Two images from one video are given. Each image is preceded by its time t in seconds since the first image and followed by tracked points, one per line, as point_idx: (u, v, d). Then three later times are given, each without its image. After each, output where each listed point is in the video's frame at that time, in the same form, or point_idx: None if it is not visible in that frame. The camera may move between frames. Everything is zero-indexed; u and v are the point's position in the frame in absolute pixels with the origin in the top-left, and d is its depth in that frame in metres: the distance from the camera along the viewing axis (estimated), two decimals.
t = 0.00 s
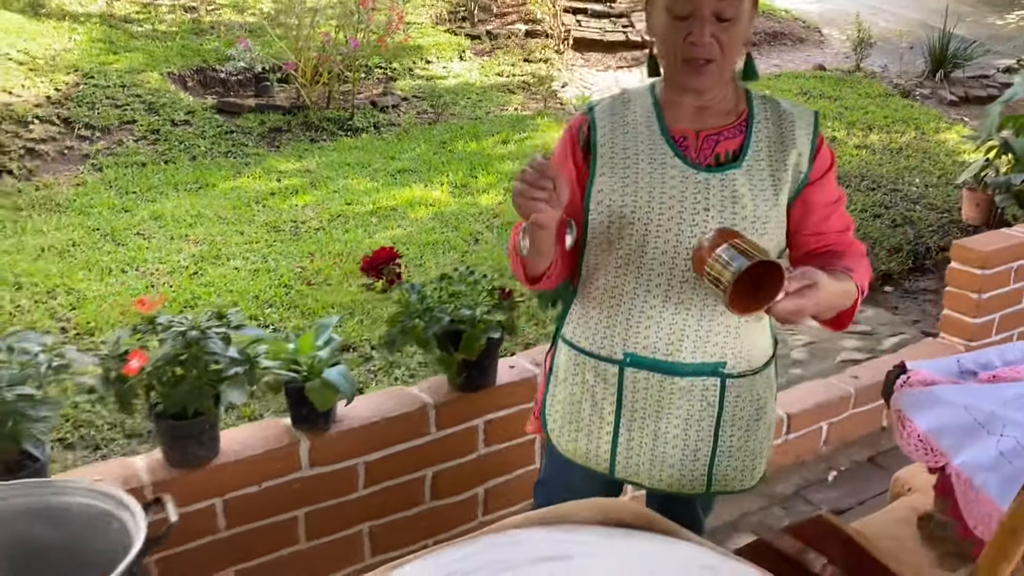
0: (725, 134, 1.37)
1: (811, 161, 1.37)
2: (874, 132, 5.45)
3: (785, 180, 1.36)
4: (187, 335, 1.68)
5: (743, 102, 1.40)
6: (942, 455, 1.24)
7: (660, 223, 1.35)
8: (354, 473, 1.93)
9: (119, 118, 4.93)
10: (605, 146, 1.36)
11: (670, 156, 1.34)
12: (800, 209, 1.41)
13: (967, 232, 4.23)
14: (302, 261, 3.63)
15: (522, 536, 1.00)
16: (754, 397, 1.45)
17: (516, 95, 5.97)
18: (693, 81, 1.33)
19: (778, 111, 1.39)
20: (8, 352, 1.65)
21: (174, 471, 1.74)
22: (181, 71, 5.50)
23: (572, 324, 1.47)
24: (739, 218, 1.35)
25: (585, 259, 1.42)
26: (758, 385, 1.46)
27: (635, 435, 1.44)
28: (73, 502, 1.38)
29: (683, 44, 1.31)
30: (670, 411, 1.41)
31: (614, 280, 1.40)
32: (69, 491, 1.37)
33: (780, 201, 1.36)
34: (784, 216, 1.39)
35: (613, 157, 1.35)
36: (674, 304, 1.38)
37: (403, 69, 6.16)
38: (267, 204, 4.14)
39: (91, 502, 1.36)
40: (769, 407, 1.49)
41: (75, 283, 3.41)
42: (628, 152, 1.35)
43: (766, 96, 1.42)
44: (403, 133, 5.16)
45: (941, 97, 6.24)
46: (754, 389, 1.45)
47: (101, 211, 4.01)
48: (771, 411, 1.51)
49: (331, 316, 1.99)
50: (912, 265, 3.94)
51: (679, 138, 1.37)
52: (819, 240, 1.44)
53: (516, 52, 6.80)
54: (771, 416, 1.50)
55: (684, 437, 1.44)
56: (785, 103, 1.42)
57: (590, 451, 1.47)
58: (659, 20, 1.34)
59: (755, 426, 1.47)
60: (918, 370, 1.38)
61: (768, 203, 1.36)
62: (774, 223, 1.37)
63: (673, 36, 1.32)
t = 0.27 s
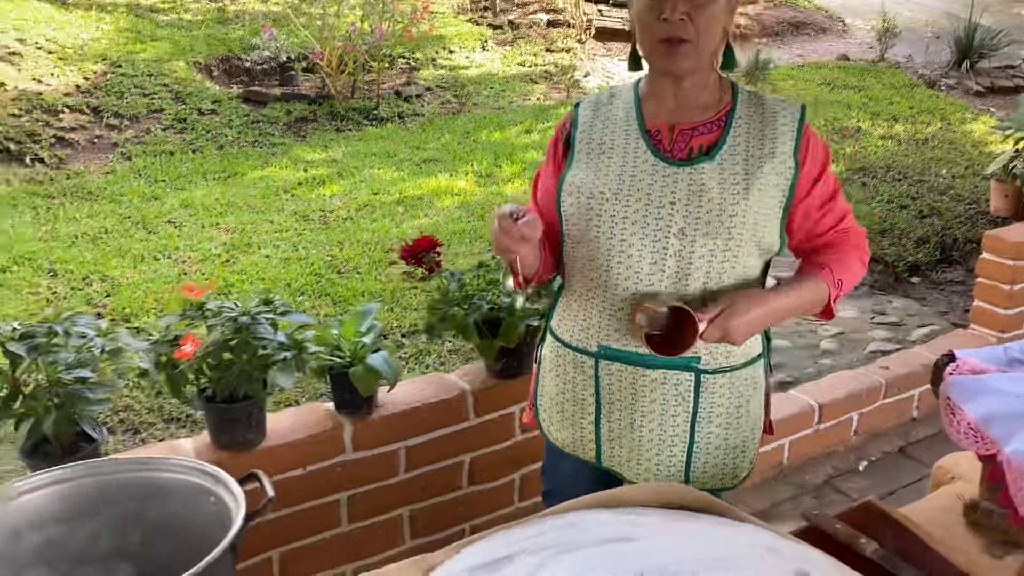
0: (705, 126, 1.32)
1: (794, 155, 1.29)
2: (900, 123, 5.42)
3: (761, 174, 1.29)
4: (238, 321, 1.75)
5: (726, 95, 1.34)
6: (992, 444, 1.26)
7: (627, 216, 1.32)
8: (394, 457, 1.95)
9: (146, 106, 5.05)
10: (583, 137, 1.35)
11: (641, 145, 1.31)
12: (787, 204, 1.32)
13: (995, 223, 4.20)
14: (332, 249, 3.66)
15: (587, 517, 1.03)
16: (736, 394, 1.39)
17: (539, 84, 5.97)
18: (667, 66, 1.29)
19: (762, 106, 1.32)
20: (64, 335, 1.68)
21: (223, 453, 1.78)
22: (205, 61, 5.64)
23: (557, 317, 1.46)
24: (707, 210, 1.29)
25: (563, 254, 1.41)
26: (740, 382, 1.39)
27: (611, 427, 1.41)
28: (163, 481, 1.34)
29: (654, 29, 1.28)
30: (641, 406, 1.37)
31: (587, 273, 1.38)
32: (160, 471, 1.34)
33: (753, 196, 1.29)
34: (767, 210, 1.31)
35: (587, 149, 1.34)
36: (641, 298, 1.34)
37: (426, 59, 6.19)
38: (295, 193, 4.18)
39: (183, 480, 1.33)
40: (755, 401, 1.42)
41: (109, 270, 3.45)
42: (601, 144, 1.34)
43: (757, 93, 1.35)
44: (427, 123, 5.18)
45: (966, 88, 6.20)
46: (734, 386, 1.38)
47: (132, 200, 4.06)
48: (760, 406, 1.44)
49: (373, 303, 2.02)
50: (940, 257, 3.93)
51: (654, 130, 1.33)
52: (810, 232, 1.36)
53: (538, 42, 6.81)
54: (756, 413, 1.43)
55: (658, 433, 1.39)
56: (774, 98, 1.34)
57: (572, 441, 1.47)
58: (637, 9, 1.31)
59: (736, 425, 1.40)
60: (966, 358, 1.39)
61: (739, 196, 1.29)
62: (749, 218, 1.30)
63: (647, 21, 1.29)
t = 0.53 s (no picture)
0: (655, 135, 1.27)
1: (740, 163, 1.23)
2: (930, 131, 5.37)
3: (704, 180, 1.23)
4: (274, 325, 1.76)
5: (676, 106, 1.29)
6: None
7: (569, 228, 1.28)
8: (426, 462, 1.96)
9: (179, 111, 5.11)
10: (536, 152, 1.35)
11: (587, 156, 1.29)
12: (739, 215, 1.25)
13: None
14: (361, 254, 3.68)
15: (632, 526, 1.02)
16: (688, 405, 1.31)
17: (566, 91, 5.98)
18: (613, 72, 1.26)
19: (713, 114, 1.27)
20: (105, 337, 1.73)
21: (257, 456, 1.79)
22: (236, 67, 5.73)
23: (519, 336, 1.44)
24: (647, 221, 1.24)
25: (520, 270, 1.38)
26: (693, 393, 1.31)
27: (562, 440, 1.37)
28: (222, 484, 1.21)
29: (600, 36, 1.26)
30: (586, 415, 1.33)
31: (539, 287, 1.35)
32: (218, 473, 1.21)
33: (695, 205, 1.23)
34: (716, 219, 1.23)
35: (538, 163, 1.34)
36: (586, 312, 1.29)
37: (454, 66, 6.22)
38: (325, 198, 4.22)
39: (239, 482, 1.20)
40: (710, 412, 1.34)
41: (142, 273, 3.50)
42: (549, 157, 1.33)
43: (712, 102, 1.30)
44: (455, 129, 5.20)
45: (998, 96, 6.13)
46: (686, 397, 1.31)
47: (164, 204, 4.11)
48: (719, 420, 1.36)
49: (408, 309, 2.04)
50: (973, 266, 3.88)
51: (601, 142, 1.29)
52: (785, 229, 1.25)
53: (565, 49, 6.83)
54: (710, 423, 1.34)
55: (606, 445, 1.34)
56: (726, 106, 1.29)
57: (531, 456, 1.44)
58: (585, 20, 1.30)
59: (688, 438, 1.33)
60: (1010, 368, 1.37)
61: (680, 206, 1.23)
62: (695, 228, 1.24)
63: (592, 29, 1.27)
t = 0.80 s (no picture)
0: (614, 173, 1.31)
1: (696, 201, 1.25)
2: (954, 162, 5.33)
3: (661, 217, 1.26)
4: (295, 354, 1.76)
5: (637, 142, 1.33)
6: None
7: (530, 266, 1.33)
8: (444, 494, 1.95)
9: (204, 136, 5.18)
10: (502, 189, 1.41)
11: (549, 194, 1.33)
12: (698, 255, 1.26)
13: None
14: (381, 280, 3.70)
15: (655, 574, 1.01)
16: (660, 440, 1.35)
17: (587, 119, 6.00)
18: (573, 108, 1.31)
19: (673, 148, 1.30)
20: (129, 366, 1.77)
21: (274, 486, 1.79)
22: (262, 93, 5.84)
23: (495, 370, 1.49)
24: (604, 256, 1.28)
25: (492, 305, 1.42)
26: (664, 427, 1.35)
27: (537, 477, 1.41)
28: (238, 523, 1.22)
29: (558, 73, 1.30)
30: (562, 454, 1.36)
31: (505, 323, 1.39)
32: (236, 513, 1.22)
33: (651, 243, 1.26)
34: (671, 257, 1.26)
35: (504, 201, 1.39)
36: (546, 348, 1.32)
37: (476, 93, 6.28)
38: (346, 224, 4.25)
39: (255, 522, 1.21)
40: (684, 447, 1.37)
41: (164, 296, 3.53)
42: (514, 196, 1.38)
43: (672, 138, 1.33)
44: (476, 155, 5.23)
45: None
46: (657, 432, 1.34)
47: (188, 228, 4.16)
48: (694, 452, 1.39)
49: (426, 338, 2.03)
50: (998, 300, 3.82)
51: (563, 180, 1.34)
52: (719, 279, 1.28)
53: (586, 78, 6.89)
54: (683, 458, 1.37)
55: (582, 482, 1.37)
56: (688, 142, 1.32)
57: (514, 491, 1.48)
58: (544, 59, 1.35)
59: (663, 473, 1.36)
60: None
61: (636, 243, 1.27)
62: (651, 265, 1.26)
63: (550, 68, 1.32)
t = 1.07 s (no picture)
0: (602, 211, 1.28)
1: (681, 240, 1.21)
2: (979, 190, 5.28)
3: (647, 257, 1.22)
4: (318, 375, 1.78)
5: (628, 177, 1.30)
6: None
7: (516, 306, 1.30)
8: (463, 518, 1.95)
9: (230, 155, 5.25)
10: (491, 224, 1.39)
11: (536, 231, 1.31)
12: (684, 295, 1.22)
13: None
14: (402, 300, 3.72)
15: None
16: (645, 484, 1.33)
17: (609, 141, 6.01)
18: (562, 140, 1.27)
19: (662, 184, 1.27)
20: (153, 385, 1.79)
21: (296, 507, 1.79)
22: (287, 113, 5.93)
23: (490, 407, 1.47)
24: (587, 297, 1.25)
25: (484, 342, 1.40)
26: (649, 472, 1.33)
27: (525, 516, 1.40)
28: (263, 550, 1.13)
29: (548, 104, 1.26)
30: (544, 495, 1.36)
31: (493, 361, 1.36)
32: (262, 539, 1.14)
33: (635, 285, 1.22)
34: (657, 299, 1.22)
35: (493, 237, 1.37)
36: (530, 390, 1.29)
37: (498, 115, 6.32)
38: (368, 243, 4.28)
39: (282, 550, 1.13)
40: (670, 492, 1.35)
41: (187, 313, 3.57)
42: (503, 233, 1.36)
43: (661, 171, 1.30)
44: (498, 176, 5.26)
45: None
46: (641, 477, 1.33)
47: (212, 245, 4.20)
48: (682, 496, 1.37)
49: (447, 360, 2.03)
50: None
51: (552, 218, 1.31)
52: (692, 325, 1.24)
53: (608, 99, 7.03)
54: (668, 503, 1.35)
55: (568, 524, 1.37)
56: (683, 176, 1.29)
57: (504, 529, 1.48)
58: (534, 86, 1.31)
59: (648, 519, 1.34)
60: None
61: (620, 285, 1.23)
62: (637, 308, 1.23)
63: (540, 97, 1.28)
